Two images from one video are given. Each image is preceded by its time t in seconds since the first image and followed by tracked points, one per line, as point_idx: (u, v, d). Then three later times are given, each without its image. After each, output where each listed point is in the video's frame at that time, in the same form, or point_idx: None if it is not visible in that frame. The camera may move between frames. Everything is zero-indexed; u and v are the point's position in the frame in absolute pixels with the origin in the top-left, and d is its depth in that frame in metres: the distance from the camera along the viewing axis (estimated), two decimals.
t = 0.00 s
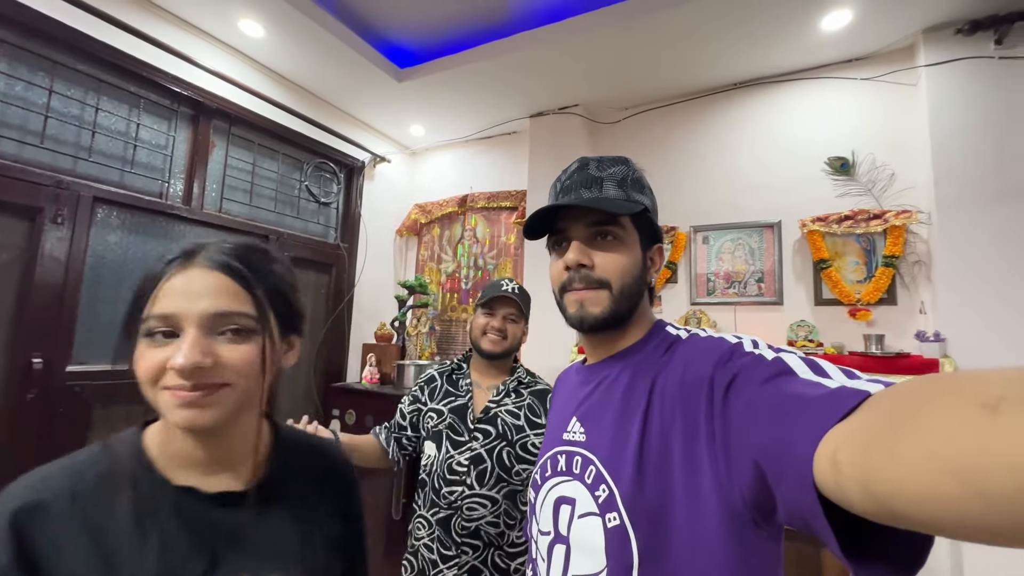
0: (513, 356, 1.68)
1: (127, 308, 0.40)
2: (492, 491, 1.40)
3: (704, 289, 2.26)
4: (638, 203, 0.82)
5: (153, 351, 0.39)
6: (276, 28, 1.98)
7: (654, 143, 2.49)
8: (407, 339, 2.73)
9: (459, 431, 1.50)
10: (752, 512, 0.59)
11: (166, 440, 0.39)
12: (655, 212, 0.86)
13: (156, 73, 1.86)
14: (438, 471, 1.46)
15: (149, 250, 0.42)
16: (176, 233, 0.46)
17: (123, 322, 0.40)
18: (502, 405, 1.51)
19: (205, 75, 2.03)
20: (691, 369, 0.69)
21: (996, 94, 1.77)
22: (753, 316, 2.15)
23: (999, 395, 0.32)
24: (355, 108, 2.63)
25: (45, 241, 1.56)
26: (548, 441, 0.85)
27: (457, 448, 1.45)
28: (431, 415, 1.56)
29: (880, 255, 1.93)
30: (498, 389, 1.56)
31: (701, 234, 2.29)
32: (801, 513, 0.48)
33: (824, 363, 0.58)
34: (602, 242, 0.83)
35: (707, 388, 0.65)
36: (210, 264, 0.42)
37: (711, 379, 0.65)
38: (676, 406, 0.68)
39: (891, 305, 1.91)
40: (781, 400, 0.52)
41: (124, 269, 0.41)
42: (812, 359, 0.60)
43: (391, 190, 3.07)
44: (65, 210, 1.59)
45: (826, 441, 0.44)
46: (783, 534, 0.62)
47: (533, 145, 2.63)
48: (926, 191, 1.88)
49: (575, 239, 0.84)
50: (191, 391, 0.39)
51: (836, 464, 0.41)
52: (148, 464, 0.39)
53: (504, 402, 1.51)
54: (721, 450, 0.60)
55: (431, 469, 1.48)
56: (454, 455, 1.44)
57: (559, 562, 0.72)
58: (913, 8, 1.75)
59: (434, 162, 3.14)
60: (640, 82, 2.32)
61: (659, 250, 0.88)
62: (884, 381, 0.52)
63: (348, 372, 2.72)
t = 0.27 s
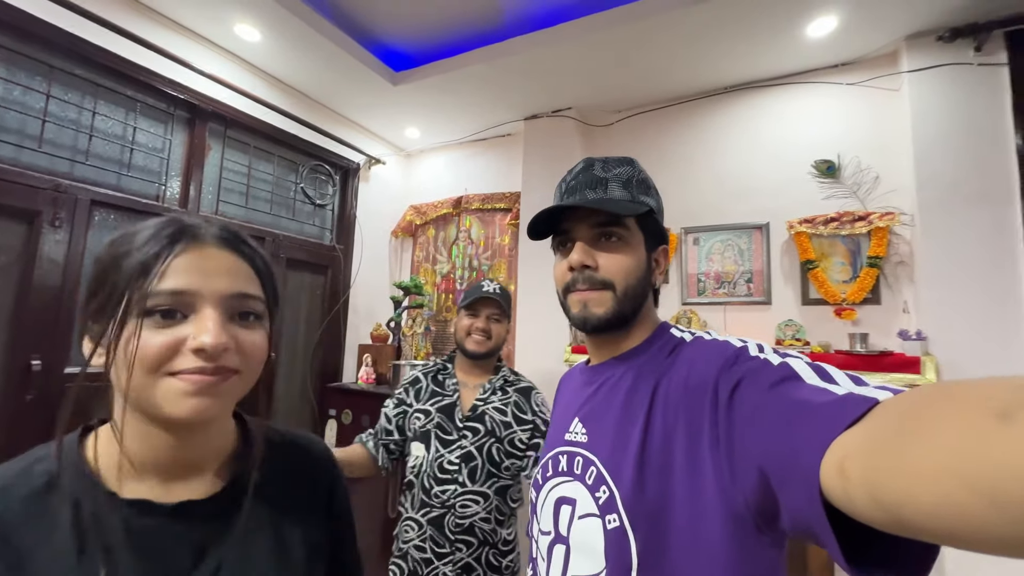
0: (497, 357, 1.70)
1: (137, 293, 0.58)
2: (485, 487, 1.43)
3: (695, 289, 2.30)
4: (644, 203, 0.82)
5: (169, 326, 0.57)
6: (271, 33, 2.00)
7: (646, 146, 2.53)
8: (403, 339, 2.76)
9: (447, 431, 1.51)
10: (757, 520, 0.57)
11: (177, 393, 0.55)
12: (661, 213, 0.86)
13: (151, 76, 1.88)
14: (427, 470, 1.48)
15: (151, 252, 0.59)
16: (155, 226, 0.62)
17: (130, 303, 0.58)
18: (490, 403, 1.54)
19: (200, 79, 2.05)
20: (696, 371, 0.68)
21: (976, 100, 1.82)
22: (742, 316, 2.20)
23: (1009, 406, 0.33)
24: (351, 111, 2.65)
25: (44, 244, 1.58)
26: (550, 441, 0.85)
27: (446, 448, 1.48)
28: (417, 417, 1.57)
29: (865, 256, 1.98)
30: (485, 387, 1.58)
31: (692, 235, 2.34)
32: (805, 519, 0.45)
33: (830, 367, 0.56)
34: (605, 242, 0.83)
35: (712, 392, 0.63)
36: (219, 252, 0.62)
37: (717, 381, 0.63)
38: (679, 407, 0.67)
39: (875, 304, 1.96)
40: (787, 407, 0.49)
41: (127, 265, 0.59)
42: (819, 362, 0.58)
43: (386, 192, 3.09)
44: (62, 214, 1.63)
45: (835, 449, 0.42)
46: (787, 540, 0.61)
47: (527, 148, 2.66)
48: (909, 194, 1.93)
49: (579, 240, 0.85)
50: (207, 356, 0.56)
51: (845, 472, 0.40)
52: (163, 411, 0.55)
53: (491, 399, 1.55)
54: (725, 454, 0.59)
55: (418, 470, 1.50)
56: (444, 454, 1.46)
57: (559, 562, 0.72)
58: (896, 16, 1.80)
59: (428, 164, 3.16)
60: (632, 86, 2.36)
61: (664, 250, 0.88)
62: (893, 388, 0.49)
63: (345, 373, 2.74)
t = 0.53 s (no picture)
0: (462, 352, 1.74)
1: (172, 308, 0.58)
2: (463, 482, 1.49)
3: (684, 290, 2.35)
4: (648, 206, 0.86)
5: (207, 343, 0.58)
6: (266, 39, 2.03)
7: (636, 150, 2.57)
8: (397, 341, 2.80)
9: (419, 430, 1.54)
10: (758, 526, 0.60)
11: (215, 413, 0.56)
12: (664, 215, 0.90)
13: (146, 82, 1.90)
14: (402, 472, 1.49)
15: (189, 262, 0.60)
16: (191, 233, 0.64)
17: (167, 318, 0.58)
18: (460, 400, 1.59)
19: (195, 84, 2.07)
20: (699, 376, 0.72)
21: (952, 107, 1.88)
22: (729, 316, 2.25)
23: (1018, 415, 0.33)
24: (345, 115, 2.67)
25: (41, 249, 1.60)
26: (550, 441, 0.89)
27: (421, 447, 1.50)
28: (386, 421, 1.57)
29: (847, 258, 2.03)
30: (454, 385, 1.63)
31: (681, 238, 2.39)
32: (804, 526, 0.47)
33: (835, 374, 0.59)
34: (610, 244, 0.87)
35: (714, 397, 0.67)
36: (254, 265, 0.63)
37: (721, 386, 0.67)
38: (681, 411, 0.71)
39: (857, 305, 2.02)
40: (793, 412, 0.52)
41: (161, 279, 0.59)
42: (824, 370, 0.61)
43: (380, 195, 3.12)
44: (59, 219, 1.65)
45: (842, 458, 0.44)
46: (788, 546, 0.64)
47: (519, 152, 2.70)
48: (889, 198, 1.99)
49: (584, 240, 0.89)
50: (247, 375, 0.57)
51: (852, 482, 0.40)
52: (200, 430, 0.56)
53: (461, 396, 1.60)
54: (726, 459, 0.62)
55: (391, 474, 1.49)
56: (419, 453, 1.49)
57: (558, 561, 0.76)
58: (874, 26, 1.86)
59: (422, 167, 3.19)
60: (622, 91, 2.40)
61: (667, 252, 0.92)
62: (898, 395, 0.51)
63: (339, 374, 2.77)
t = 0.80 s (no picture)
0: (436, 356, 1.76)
1: (245, 316, 0.69)
2: (453, 481, 1.53)
3: (671, 294, 2.39)
4: (646, 213, 0.88)
5: (268, 345, 0.67)
6: (255, 46, 2.04)
7: (624, 155, 2.61)
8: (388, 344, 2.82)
9: (406, 435, 1.55)
10: (754, 537, 0.62)
11: (273, 412, 0.64)
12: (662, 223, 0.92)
13: (135, 88, 1.90)
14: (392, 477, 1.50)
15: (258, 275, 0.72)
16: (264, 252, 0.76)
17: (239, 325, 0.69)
18: (442, 402, 1.62)
19: (184, 90, 2.08)
20: (694, 387, 0.75)
21: (928, 116, 1.93)
22: (715, 319, 2.30)
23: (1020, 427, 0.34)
24: (335, 120, 2.69)
25: (29, 256, 1.61)
26: (541, 447, 0.92)
27: (410, 451, 1.52)
28: (369, 430, 1.56)
29: (828, 262, 2.08)
30: (434, 388, 1.66)
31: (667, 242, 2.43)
32: (804, 539, 0.49)
33: (832, 386, 0.61)
34: (609, 250, 0.90)
35: (710, 408, 0.70)
36: (312, 274, 0.74)
37: (717, 396, 0.70)
38: (678, 420, 0.73)
39: (838, 308, 2.07)
40: (790, 423, 0.55)
41: (235, 293, 0.71)
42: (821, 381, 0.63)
43: (371, 199, 3.13)
44: (48, 226, 1.65)
45: (840, 471, 0.45)
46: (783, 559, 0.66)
47: (509, 157, 2.73)
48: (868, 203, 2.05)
49: (583, 246, 0.91)
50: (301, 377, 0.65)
51: (852, 494, 0.42)
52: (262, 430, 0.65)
53: (443, 398, 1.63)
54: (723, 469, 0.65)
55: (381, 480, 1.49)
56: (409, 457, 1.51)
57: (546, 567, 0.79)
58: (851, 37, 1.91)
59: (412, 171, 3.21)
60: (610, 98, 2.44)
61: (664, 260, 0.95)
62: (894, 408, 0.53)
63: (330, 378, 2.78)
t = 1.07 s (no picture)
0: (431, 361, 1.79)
1: (284, 321, 0.76)
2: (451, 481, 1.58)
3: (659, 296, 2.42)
4: (649, 220, 0.89)
5: (309, 346, 0.74)
6: (244, 50, 2.04)
7: (613, 159, 2.64)
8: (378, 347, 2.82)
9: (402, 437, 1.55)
10: (743, 544, 0.64)
11: (319, 407, 0.71)
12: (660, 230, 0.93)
13: (122, 92, 1.90)
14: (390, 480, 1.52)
15: (294, 282, 0.80)
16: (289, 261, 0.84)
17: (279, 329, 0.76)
18: (437, 404, 1.63)
19: (171, 94, 2.07)
20: (686, 395, 0.76)
21: (908, 123, 1.97)
22: (702, 321, 2.33)
23: (1008, 427, 0.35)
24: (326, 124, 2.69)
25: (14, 261, 1.59)
26: (529, 452, 0.91)
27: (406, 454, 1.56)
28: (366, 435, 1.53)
29: (812, 265, 2.12)
30: (428, 390, 1.66)
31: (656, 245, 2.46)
32: (796, 547, 0.51)
33: (824, 397, 0.63)
34: (612, 257, 0.89)
35: (702, 415, 0.71)
36: (345, 280, 0.83)
37: (710, 405, 0.71)
38: (669, 427, 0.75)
39: (822, 311, 2.10)
40: (783, 433, 0.57)
41: (273, 299, 0.78)
42: (813, 391, 0.65)
43: (361, 202, 3.14)
44: (33, 231, 1.64)
45: (833, 476, 0.47)
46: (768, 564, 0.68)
47: (500, 160, 2.75)
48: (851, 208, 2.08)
49: (586, 252, 0.90)
50: (344, 374, 0.73)
51: (844, 501, 0.43)
52: (305, 426, 0.71)
53: (437, 400, 1.64)
54: (714, 477, 0.66)
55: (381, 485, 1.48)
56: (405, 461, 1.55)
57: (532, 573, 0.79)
58: (833, 45, 1.95)
59: (403, 174, 3.21)
60: (599, 102, 2.46)
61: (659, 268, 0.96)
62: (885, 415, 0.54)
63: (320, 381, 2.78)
